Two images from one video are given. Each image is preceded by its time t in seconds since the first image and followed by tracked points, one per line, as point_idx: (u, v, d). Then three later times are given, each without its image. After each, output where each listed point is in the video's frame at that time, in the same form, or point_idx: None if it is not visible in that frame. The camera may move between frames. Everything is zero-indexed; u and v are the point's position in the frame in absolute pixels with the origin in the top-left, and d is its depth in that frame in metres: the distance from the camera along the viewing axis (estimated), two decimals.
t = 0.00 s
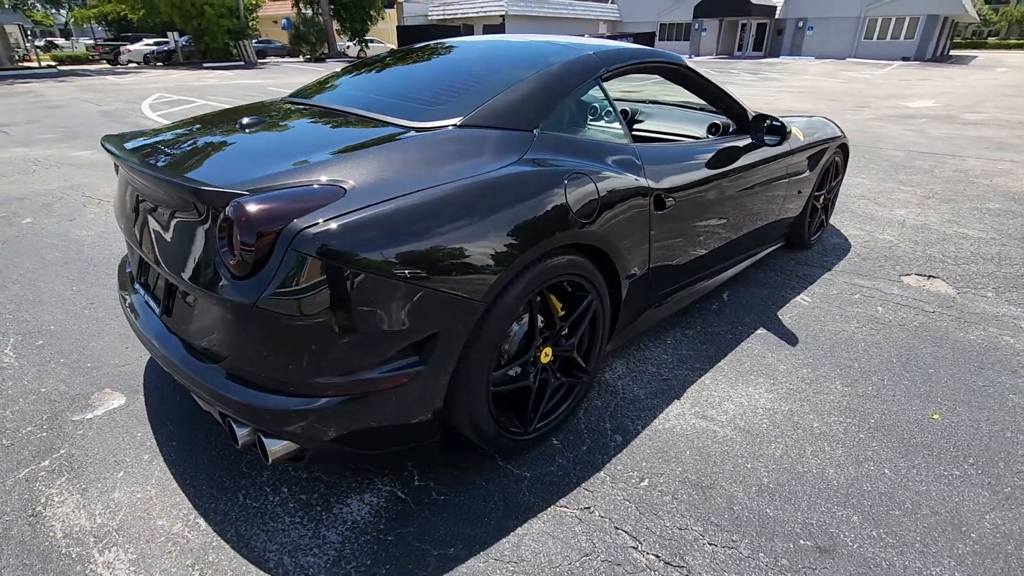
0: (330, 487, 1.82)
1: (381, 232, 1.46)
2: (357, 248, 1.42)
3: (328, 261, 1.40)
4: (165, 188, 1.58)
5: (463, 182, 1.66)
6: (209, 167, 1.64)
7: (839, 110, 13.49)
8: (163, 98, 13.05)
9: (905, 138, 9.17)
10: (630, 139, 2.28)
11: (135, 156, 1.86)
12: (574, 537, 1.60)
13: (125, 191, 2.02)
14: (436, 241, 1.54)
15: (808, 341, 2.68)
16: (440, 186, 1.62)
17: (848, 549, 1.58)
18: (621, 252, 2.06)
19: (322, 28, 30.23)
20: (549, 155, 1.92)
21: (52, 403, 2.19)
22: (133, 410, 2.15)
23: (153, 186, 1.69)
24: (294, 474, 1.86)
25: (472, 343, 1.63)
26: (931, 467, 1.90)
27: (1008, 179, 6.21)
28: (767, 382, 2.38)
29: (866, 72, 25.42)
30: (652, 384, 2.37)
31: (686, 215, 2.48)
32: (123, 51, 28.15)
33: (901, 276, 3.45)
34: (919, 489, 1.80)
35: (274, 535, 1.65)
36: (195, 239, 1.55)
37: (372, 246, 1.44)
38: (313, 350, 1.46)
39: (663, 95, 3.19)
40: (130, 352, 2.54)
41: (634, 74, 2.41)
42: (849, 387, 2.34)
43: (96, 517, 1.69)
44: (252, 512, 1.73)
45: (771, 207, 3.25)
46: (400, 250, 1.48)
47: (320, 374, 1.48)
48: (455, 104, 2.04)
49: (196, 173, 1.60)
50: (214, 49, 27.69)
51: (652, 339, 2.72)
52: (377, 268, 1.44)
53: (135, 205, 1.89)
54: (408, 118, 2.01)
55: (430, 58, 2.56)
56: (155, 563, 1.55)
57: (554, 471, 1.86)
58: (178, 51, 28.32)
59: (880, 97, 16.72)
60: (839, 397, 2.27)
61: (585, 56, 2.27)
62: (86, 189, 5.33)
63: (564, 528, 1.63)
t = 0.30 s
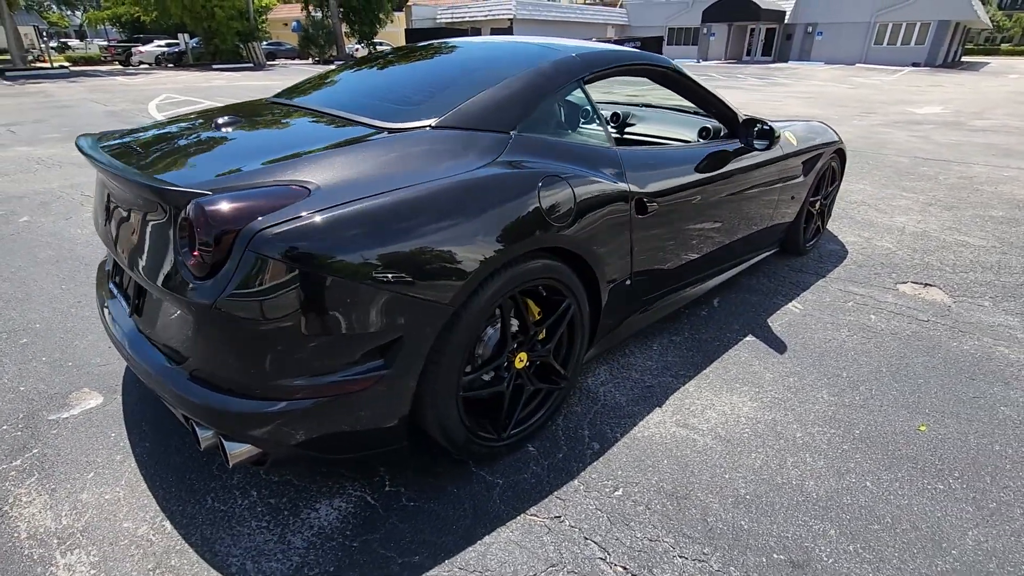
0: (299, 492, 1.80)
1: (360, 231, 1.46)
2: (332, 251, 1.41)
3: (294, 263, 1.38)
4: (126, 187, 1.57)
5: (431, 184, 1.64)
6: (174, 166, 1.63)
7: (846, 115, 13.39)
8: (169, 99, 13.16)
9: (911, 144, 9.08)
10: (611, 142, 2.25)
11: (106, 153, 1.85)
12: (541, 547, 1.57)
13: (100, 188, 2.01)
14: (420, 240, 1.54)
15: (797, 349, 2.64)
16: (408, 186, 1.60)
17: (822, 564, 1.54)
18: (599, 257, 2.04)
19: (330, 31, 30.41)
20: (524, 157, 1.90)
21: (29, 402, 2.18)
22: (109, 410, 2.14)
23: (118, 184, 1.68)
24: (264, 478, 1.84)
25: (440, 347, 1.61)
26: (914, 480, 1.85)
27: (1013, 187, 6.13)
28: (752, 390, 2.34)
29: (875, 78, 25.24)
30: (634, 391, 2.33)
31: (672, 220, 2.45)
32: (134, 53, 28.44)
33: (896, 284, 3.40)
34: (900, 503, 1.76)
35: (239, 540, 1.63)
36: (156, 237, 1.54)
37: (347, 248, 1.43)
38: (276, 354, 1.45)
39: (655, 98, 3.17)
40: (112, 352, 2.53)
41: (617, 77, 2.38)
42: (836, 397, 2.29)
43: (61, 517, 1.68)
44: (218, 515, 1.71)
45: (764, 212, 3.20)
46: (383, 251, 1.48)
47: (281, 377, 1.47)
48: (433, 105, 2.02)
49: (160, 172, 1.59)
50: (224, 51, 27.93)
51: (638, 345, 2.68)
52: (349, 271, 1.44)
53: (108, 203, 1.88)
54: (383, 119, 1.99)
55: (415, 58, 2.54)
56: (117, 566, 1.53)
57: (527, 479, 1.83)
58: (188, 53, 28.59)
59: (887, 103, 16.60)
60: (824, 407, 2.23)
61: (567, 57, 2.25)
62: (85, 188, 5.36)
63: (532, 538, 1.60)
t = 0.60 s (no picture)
0: (277, 496, 1.80)
1: (348, 236, 1.47)
2: (317, 256, 1.43)
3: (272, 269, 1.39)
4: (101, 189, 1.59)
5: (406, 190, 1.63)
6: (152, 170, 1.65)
7: (858, 121, 13.22)
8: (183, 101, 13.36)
9: (923, 150, 8.93)
10: (598, 148, 2.23)
11: (88, 155, 1.87)
12: (513, 558, 1.55)
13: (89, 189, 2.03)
14: (415, 246, 1.56)
15: (790, 359, 2.59)
16: (384, 191, 1.59)
17: None
18: (583, 264, 2.02)
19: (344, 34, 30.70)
20: (505, 163, 1.88)
21: (20, 402, 2.21)
22: (97, 410, 2.17)
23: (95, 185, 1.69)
24: (243, 481, 1.84)
25: (415, 353, 1.61)
26: (902, 497, 1.80)
27: None
28: (741, 401, 2.30)
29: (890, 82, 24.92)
30: (621, 400, 2.30)
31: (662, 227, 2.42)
32: (152, 56, 28.92)
33: (898, 294, 3.34)
34: (886, 520, 1.71)
35: (213, 544, 1.63)
36: (132, 241, 1.55)
37: (334, 253, 1.45)
38: (249, 359, 1.45)
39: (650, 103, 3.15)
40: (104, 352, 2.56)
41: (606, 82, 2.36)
42: (826, 409, 2.24)
43: (40, 517, 1.69)
44: (195, 518, 1.71)
45: (760, 220, 3.16)
46: (372, 256, 1.50)
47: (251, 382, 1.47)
48: (417, 110, 2.02)
49: (137, 175, 1.60)
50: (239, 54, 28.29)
51: (628, 353, 2.65)
52: (337, 276, 1.46)
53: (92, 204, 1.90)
54: (366, 125, 2.00)
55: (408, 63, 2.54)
56: (90, 567, 1.54)
57: (505, 487, 1.82)
58: (204, 56, 29.03)
59: (902, 108, 16.37)
60: (814, 419, 2.19)
61: (555, 63, 2.23)
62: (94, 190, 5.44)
63: (505, 548, 1.58)
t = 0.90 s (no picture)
0: (267, 497, 1.81)
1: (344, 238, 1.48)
2: (315, 259, 1.44)
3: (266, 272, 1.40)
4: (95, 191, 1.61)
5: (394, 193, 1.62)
6: (144, 172, 1.66)
7: (880, 125, 12.96)
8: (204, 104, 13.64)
9: (946, 155, 8.72)
10: (594, 152, 2.21)
11: (87, 156, 1.90)
12: (496, 566, 1.54)
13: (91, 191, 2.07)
14: (416, 249, 1.57)
15: (793, 369, 2.54)
16: (373, 194, 1.59)
17: None
18: (577, 269, 2.00)
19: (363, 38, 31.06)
20: (497, 167, 1.87)
21: (25, 398, 2.26)
22: (98, 408, 2.21)
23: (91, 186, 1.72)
24: (234, 481, 1.85)
25: (402, 358, 1.60)
26: (902, 513, 1.75)
27: None
28: (740, 410, 2.26)
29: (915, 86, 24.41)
30: (617, 407, 2.28)
31: (661, 232, 2.39)
32: (176, 59, 29.58)
33: (910, 302, 3.25)
34: (883, 537, 1.66)
35: (201, 543, 1.64)
36: (124, 242, 1.57)
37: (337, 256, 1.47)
38: (238, 360, 1.46)
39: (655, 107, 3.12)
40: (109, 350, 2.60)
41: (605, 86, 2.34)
42: (828, 421, 2.19)
43: (35, 512, 1.72)
44: (185, 517, 1.73)
45: (767, 226, 3.11)
46: (372, 258, 1.51)
47: (237, 383, 1.48)
48: (412, 114, 2.02)
49: (130, 177, 1.62)
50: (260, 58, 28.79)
51: (628, 359, 2.62)
52: (337, 279, 1.47)
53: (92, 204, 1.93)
54: (360, 129, 2.00)
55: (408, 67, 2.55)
56: (80, 563, 1.56)
57: (493, 494, 1.80)
58: (227, 60, 29.61)
59: (926, 112, 16.01)
60: (814, 431, 2.13)
61: (552, 67, 2.21)
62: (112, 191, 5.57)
63: (489, 555, 1.57)
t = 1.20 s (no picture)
0: (256, 491, 1.84)
1: (343, 234, 1.52)
2: (315, 258, 1.48)
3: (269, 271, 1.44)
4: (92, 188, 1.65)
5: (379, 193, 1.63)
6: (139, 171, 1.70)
7: (907, 129, 12.62)
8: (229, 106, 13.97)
9: (975, 160, 8.46)
10: (589, 154, 2.20)
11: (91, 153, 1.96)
12: (475, 566, 1.54)
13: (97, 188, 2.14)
14: (416, 249, 1.61)
15: (795, 377, 2.49)
16: (358, 194, 1.60)
17: None
18: (568, 272, 2.00)
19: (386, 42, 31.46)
20: (486, 169, 1.87)
21: (36, 388, 2.34)
22: (103, 400, 2.27)
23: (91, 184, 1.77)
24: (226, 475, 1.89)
25: (385, 356, 1.62)
26: (896, 526, 1.70)
27: None
28: (736, 418, 2.22)
29: (947, 89, 23.73)
30: (611, 411, 2.26)
31: (658, 236, 2.37)
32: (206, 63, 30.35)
33: (924, 311, 3.16)
34: (875, 551, 1.62)
35: (189, 534, 1.68)
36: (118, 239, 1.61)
37: (339, 254, 1.51)
38: (226, 356, 1.49)
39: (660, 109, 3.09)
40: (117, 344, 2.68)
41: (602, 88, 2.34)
42: (827, 431, 2.14)
43: (35, 499, 1.78)
44: (176, 508, 1.77)
45: (772, 231, 3.06)
46: (371, 259, 1.55)
47: (222, 378, 1.51)
48: (405, 115, 2.04)
49: (124, 176, 1.67)
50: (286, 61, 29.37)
51: (625, 363, 2.60)
52: (337, 279, 1.51)
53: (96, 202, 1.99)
54: (353, 130, 2.02)
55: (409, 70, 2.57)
56: (73, 550, 1.61)
57: (478, 494, 1.80)
58: (254, 64, 30.31)
59: (957, 116, 15.55)
60: (811, 440, 2.09)
61: (547, 69, 2.21)
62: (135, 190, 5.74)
63: (468, 556, 1.57)
